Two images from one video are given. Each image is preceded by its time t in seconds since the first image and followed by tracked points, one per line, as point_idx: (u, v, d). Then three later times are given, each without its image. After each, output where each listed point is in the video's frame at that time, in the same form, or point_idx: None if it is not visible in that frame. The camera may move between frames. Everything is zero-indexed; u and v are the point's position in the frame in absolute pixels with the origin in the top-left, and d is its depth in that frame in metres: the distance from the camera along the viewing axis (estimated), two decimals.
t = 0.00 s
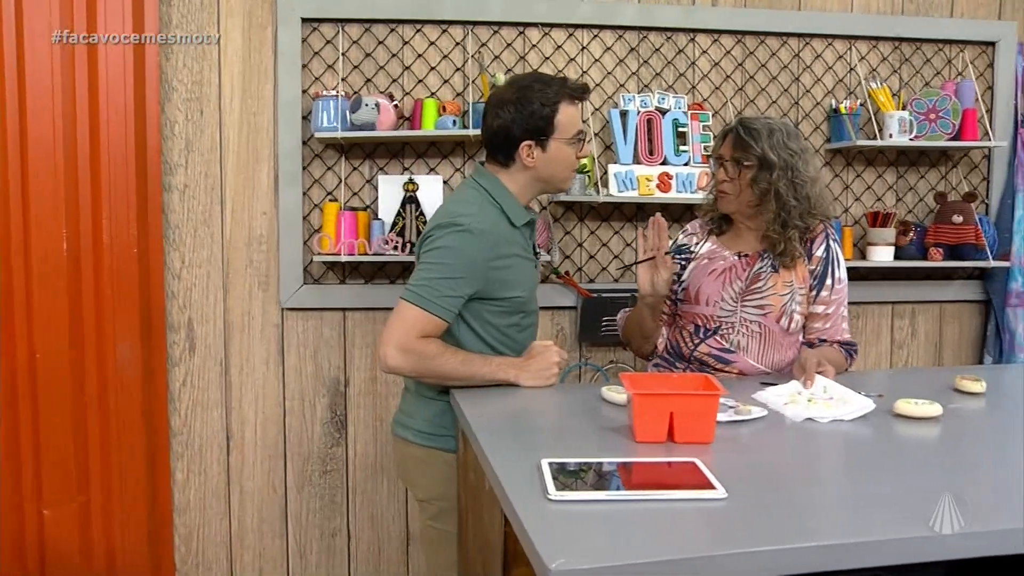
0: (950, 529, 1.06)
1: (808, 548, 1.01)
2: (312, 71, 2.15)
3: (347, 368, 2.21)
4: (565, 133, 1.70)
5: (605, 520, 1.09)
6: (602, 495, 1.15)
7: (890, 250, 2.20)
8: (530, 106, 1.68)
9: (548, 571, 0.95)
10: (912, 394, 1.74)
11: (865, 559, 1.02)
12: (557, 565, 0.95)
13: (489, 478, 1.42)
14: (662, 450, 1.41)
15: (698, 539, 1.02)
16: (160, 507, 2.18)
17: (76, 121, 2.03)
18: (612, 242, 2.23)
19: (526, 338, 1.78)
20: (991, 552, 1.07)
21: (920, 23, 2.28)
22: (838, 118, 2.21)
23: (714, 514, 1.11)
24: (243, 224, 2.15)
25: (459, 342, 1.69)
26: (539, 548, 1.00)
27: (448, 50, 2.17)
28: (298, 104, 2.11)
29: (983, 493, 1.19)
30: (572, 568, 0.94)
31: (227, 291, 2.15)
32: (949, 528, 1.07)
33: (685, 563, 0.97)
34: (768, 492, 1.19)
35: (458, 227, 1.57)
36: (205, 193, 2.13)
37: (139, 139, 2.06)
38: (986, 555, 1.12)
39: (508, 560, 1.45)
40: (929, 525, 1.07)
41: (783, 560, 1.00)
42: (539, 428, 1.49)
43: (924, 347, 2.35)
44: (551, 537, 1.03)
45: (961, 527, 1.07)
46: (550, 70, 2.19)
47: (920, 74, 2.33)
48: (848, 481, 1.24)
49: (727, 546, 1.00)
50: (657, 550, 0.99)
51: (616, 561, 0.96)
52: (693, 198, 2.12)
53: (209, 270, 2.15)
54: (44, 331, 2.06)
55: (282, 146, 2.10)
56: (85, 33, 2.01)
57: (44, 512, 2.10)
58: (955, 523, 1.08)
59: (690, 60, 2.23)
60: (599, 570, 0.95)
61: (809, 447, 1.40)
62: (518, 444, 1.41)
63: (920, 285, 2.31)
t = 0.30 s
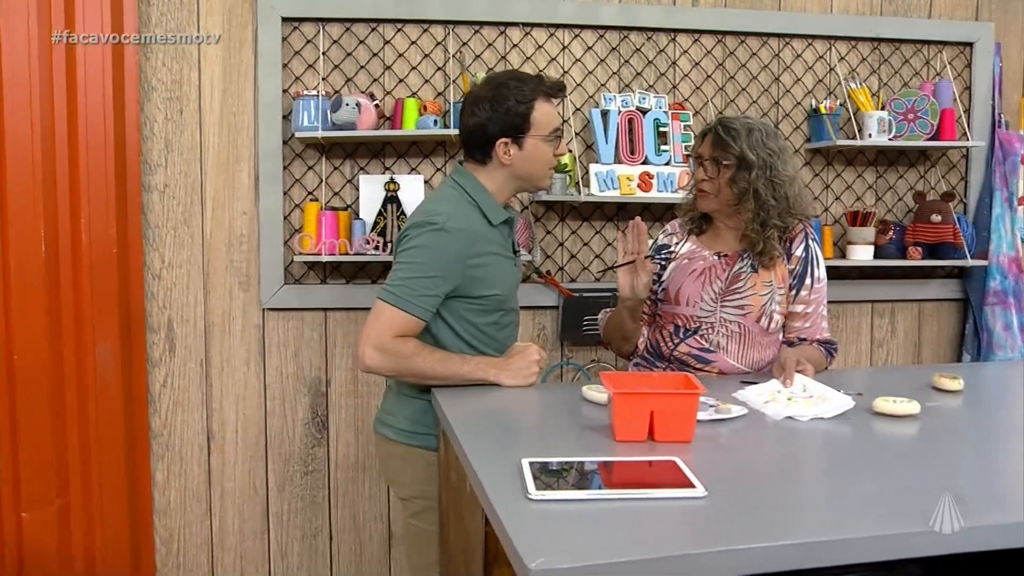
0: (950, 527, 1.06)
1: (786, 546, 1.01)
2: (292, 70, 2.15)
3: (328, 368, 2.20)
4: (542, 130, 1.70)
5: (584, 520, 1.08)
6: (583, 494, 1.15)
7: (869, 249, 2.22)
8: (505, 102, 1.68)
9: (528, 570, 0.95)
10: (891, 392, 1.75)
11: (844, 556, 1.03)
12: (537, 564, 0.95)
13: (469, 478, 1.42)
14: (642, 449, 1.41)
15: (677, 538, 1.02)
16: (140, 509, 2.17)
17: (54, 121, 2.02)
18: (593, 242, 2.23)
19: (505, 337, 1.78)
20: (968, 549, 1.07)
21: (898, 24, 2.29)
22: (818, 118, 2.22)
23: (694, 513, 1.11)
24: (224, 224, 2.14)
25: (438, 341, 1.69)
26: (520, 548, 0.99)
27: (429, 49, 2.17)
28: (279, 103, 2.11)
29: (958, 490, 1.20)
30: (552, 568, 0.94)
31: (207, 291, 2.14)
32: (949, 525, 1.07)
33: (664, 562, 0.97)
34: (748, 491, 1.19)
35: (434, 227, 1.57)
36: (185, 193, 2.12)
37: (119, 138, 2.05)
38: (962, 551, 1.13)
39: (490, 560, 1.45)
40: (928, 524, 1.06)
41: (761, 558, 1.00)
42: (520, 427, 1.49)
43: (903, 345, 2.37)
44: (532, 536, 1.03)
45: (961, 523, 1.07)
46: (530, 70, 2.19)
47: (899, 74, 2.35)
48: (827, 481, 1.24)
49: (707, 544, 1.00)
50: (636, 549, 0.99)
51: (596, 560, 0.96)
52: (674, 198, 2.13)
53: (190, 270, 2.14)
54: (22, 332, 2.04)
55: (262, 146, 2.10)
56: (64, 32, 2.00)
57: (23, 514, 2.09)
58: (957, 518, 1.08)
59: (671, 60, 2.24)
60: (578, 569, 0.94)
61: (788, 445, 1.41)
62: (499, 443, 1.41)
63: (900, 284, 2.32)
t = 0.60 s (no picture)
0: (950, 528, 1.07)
1: (764, 544, 1.01)
2: (273, 70, 2.14)
3: (309, 368, 2.20)
4: (519, 125, 1.69)
5: (564, 519, 1.08)
6: (565, 493, 1.15)
7: (849, 248, 2.23)
8: (479, 99, 1.68)
9: (507, 571, 0.94)
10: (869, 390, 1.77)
11: (821, 554, 1.03)
12: (517, 564, 0.95)
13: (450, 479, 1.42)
14: (622, 448, 1.42)
15: (657, 537, 1.02)
16: (120, 511, 2.16)
17: (32, 120, 2.00)
18: (575, 241, 2.24)
19: (485, 337, 1.78)
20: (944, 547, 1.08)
21: (877, 24, 2.31)
22: (798, 117, 2.23)
23: (673, 512, 1.11)
24: (204, 224, 2.13)
25: (418, 341, 1.69)
26: (499, 548, 0.99)
27: (410, 49, 2.16)
28: (259, 103, 2.10)
29: (932, 486, 1.21)
30: (531, 568, 0.94)
31: (188, 292, 2.13)
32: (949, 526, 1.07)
33: (643, 562, 0.97)
34: (727, 489, 1.20)
35: (414, 227, 1.57)
36: (165, 193, 2.11)
37: (98, 138, 2.03)
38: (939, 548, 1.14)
39: (470, 560, 1.45)
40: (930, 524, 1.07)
41: (739, 556, 1.00)
42: (501, 427, 1.49)
43: (883, 343, 2.39)
44: (511, 536, 1.03)
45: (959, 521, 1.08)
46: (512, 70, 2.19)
47: (878, 75, 2.36)
48: (806, 480, 1.24)
49: (686, 543, 1.00)
50: (616, 548, 0.99)
51: (575, 559, 0.96)
52: (655, 198, 2.14)
53: (170, 270, 2.13)
54: None
55: (243, 145, 2.09)
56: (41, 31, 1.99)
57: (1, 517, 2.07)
58: (956, 514, 1.09)
59: (652, 60, 2.25)
60: (557, 569, 0.94)
61: (767, 444, 1.41)
62: (480, 443, 1.40)
63: (880, 283, 2.34)
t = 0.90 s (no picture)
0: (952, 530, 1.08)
1: (747, 543, 1.01)
2: (257, 69, 2.13)
3: (294, 369, 2.20)
4: (524, 146, 1.71)
5: (548, 518, 1.09)
6: (549, 493, 1.15)
7: (833, 247, 2.23)
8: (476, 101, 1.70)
9: (491, 570, 0.94)
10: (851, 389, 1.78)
11: (804, 552, 1.04)
12: (500, 564, 0.95)
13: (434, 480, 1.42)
14: (607, 447, 1.42)
15: (641, 536, 1.02)
16: (104, 512, 2.15)
17: (13, 119, 1.98)
18: (560, 241, 2.24)
19: (467, 339, 1.79)
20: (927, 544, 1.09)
21: (860, 24, 2.32)
22: (782, 117, 2.24)
23: (657, 511, 1.11)
24: (188, 224, 2.12)
25: (400, 343, 1.69)
26: (483, 548, 0.99)
27: (395, 49, 2.16)
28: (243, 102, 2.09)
29: (913, 484, 1.22)
30: (515, 567, 0.94)
31: (172, 292, 2.13)
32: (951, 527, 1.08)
33: (627, 560, 0.97)
34: (710, 487, 1.20)
35: (400, 230, 1.57)
36: (149, 193, 2.10)
37: (81, 138, 2.02)
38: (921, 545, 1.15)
39: (455, 559, 1.45)
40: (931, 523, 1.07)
41: (721, 554, 1.01)
42: (486, 426, 1.49)
43: (867, 342, 2.41)
44: (495, 536, 1.03)
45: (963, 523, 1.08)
46: (497, 70, 2.19)
47: (862, 75, 2.38)
48: (789, 478, 1.25)
49: (670, 542, 1.01)
50: (601, 547, 0.99)
51: (559, 558, 0.96)
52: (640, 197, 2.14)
53: (154, 271, 2.12)
54: None
55: (227, 145, 2.08)
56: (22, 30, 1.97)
57: None
58: (955, 509, 1.10)
59: (637, 60, 2.25)
60: (540, 569, 0.94)
61: (750, 443, 1.42)
62: (465, 443, 1.40)
63: (864, 282, 2.35)
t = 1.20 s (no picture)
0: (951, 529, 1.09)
1: (736, 542, 1.02)
2: (246, 69, 2.13)
3: (284, 369, 2.19)
4: (494, 127, 1.71)
5: (537, 518, 1.09)
6: (539, 493, 1.15)
7: (822, 246, 2.24)
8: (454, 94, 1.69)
9: (480, 570, 0.94)
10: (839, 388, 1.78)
11: (793, 551, 1.04)
12: (490, 564, 0.95)
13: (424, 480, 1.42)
14: (595, 447, 1.42)
15: (630, 536, 1.02)
16: (92, 513, 2.14)
17: None
18: (550, 240, 2.24)
19: (459, 336, 1.78)
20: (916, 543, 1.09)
21: (849, 25, 2.33)
22: (771, 117, 2.25)
23: (646, 510, 1.12)
24: (177, 224, 2.11)
25: (391, 343, 1.68)
26: (472, 548, 0.99)
27: (385, 48, 2.16)
28: (232, 102, 2.09)
29: (902, 483, 1.22)
30: (504, 567, 0.94)
31: (160, 293, 2.12)
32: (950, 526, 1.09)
33: (616, 560, 0.97)
34: (700, 487, 1.21)
35: (384, 228, 1.57)
36: (137, 193, 2.09)
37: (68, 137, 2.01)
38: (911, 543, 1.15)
39: (444, 559, 1.45)
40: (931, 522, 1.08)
41: (710, 554, 1.01)
42: (476, 426, 1.49)
43: (856, 341, 2.42)
44: (484, 536, 1.02)
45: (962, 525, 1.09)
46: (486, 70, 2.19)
47: (850, 75, 2.38)
48: (777, 477, 1.25)
49: (659, 542, 1.01)
50: (590, 546, 0.99)
51: (548, 558, 0.96)
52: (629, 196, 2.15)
53: (142, 271, 2.11)
54: None
55: (216, 145, 2.08)
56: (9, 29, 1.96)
57: None
58: (955, 506, 1.11)
59: (626, 60, 2.25)
60: (530, 568, 0.95)
61: (739, 442, 1.42)
62: (455, 443, 1.40)
63: (852, 281, 2.36)
